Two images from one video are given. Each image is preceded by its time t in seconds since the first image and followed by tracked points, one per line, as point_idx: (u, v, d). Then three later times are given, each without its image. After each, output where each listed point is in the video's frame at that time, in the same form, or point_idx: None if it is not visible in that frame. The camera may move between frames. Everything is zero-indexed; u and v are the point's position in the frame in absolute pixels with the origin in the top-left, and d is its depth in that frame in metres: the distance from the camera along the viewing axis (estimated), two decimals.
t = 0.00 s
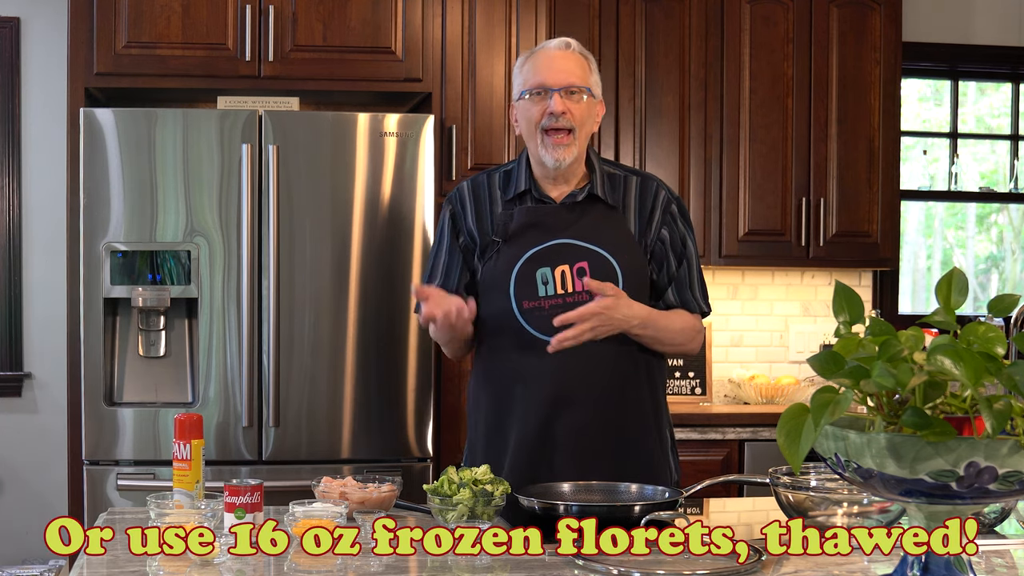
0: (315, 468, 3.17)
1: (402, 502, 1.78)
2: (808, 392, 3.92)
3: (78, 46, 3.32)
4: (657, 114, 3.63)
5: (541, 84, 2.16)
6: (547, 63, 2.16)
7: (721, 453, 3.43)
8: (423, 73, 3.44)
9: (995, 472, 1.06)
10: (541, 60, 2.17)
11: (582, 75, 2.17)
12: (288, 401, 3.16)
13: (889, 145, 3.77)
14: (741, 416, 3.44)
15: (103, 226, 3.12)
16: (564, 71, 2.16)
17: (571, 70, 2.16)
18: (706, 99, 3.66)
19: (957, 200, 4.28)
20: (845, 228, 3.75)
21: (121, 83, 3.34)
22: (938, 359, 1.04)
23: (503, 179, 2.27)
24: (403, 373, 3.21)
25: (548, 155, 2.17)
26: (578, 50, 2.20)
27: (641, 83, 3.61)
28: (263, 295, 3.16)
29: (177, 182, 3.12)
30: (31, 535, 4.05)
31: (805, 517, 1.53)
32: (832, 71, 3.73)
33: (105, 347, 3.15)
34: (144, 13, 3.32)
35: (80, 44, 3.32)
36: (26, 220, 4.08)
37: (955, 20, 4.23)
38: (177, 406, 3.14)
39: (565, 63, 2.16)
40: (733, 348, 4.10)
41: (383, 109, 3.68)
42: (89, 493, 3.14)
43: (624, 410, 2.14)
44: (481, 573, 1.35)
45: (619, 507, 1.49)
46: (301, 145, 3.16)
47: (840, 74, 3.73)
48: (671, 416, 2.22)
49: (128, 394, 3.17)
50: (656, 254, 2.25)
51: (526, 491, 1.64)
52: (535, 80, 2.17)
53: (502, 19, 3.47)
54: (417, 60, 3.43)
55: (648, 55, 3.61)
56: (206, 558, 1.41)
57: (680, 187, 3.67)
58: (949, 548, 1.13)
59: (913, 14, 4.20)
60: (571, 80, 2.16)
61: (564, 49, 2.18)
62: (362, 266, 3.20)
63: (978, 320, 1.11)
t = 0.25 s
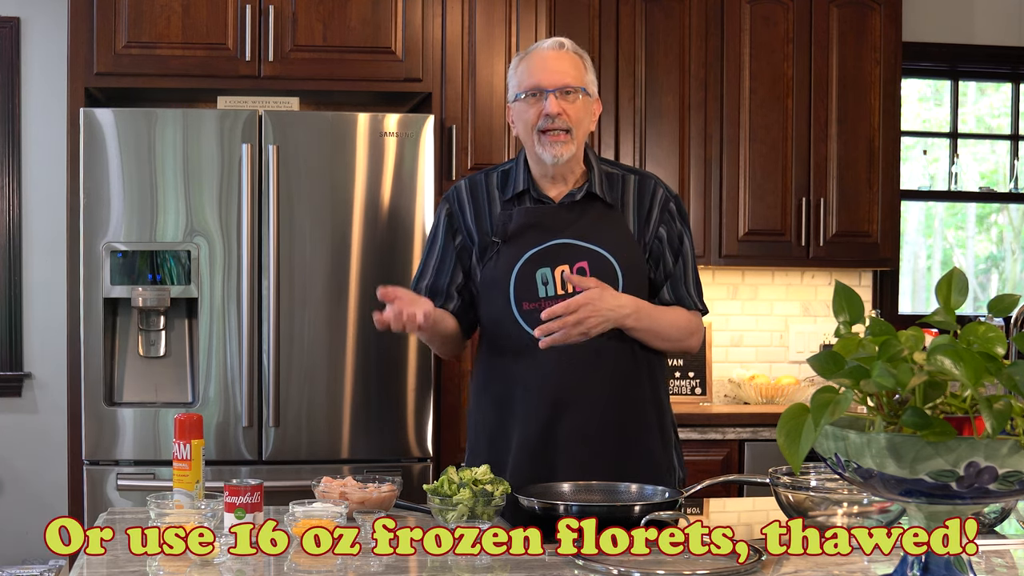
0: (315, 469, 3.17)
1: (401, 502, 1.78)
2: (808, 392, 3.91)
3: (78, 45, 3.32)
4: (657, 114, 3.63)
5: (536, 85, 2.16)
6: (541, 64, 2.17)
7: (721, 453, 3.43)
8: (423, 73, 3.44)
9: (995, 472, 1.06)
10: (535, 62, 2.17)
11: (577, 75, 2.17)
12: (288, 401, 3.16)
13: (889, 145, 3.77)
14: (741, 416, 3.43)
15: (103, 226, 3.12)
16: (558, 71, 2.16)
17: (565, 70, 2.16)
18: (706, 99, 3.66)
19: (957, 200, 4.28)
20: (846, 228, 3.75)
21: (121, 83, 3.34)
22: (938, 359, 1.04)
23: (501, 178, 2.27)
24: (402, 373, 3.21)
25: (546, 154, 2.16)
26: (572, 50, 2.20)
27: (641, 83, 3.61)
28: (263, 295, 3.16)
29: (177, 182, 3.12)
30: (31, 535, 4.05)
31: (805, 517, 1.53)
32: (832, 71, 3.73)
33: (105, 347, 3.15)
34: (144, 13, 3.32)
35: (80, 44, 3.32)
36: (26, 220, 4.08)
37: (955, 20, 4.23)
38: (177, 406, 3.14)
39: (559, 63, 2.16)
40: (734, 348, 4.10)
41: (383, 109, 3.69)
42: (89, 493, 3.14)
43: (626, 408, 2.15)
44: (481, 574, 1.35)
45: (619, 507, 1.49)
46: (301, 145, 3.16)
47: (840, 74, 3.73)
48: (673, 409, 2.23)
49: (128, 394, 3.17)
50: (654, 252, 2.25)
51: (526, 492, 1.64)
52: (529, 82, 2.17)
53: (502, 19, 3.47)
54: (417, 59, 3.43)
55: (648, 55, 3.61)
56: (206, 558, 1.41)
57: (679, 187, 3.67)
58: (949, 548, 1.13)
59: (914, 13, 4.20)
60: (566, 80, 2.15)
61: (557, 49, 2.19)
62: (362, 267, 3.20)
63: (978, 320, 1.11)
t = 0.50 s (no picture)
0: (315, 469, 3.17)
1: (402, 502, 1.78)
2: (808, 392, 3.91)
3: (78, 46, 3.32)
4: (657, 114, 3.63)
5: (538, 84, 2.16)
6: (545, 63, 2.16)
7: (721, 453, 3.43)
8: (423, 73, 3.44)
9: (995, 472, 1.06)
10: (538, 60, 2.16)
11: (580, 74, 2.17)
12: (288, 400, 3.16)
13: (889, 145, 3.77)
14: (741, 416, 3.43)
15: (103, 227, 3.12)
16: (561, 70, 2.16)
17: (569, 69, 2.16)
18: (706, 99, 3.66)
19: (957, 200, 4.28)
20: (846, 228, 3.75)
21: (121, 83, 3.34)
22: (938, 359, 1.04)
23: (500, 177, 2.28)
24: (402, 373, 3.21)
25: (546, 152, 2.16)
26: (575, 49, 2.19)
27: (641, 83, 3.61)
28: (263, 295, 3.16)
29: (177, 182, 3.13)
30: (31, 535, 4.05)
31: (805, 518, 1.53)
32: (832, 71, 3.73)
33: (105, 347, 3.15)
34: (144, 13, 3.32)
35: (80, 44, 3.32)
36: (26, 220, 4.08)
37: (954, 20, 4.23)
38: (177, 406, 3.14)
39: (563, 62, 2.16)
40: (734, 348, 4.10)
41: (383, 109, 3.69)
42: (89, 493, 3.14)
43: (624, 405, 2.15)
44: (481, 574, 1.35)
45: (619, 507, 1.49)
46: (301, 145, 3.16)
47: (840, 74, 3.73)
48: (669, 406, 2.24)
49: (128, 394, 3.17)
50: (652, 253, 2.25)
51: (526, 491, 1.64)
52: (532, 80, 2.16)
53: (502, 19, 3.47)
54: (417, 59, 3.43)
55: (648, 55, 3.61)
56: (206, 559, 1.41)
57: (679, 188, 3.67)
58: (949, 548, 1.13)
59: (914, 13, 4.20)
60: (569, 80, 2.15)
61: (561, 48, 2.18)
62: (362, 267, 3.20)
63: (978, 320, 1.11)
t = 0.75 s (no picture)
0: (315, 469, 3.17)
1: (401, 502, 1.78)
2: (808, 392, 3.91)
3: (78, 46, 3.32)
4: (657, 114, 3.63)
5: (536, 82, 2.16)
6: (543, 62, 2.16)
7: (721, 453, 3.43)
8: (423, 73, 3.44)
9: (995, 472, 1.06)
10: (537, 59, 2.17)
11: (578, 73, 2.17)
12: (288, 400, 3.16)
13: (889, 145, 3.77)
14: (741, 416, 3.43)
15: (103, 227, 3.12)
16: (560, 69, 2.16)
17: (567, 68, 2.16)
18: (706, 99, 3.66)
19: (957, 200, 4.28)
20: (846, 228, 3.75)
21: (121, 84, 3.34)
22: (938, 359, 1.03)
23: (498, 176, 2.28)
24: (402, 373, 3.21)
25: (543, 149, 2.15)
26: (574, 48, 2.19)
27: (641, 84, 3.61)
28: (263, 295, 3.16)
29: (177, 182, 3.12)
30: (31, 535, 4.05)
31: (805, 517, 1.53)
32: (832, 72, 3.73)
33: (105, 347, 3.15)
34: (144, 13, 3.32)
35: (80, 44, 3.32)
36: (26, 220, 4.08)
37: (954, 20, 4.23)
38: (177, 406, 3.14)
39: (561, 61, 2.16)
40: (734, 348, 4.10)
41: (383, 109, 3.69)
42: (89, 493, 3.13)
43: (620, 407, 2.15)
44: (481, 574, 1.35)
45: (619, 507, 1.49)
46: (301, 145, 3.16)
47: (840, 74, 3.73)
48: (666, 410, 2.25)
49: (128, 394, 3.17)
50: (649, 253, 2.25)
51: (525, 491, 1.65)
52: (530, 78, 2.16)
53: (502, 19, 3.47)
54: (417, 59, 3.43)
55: (648, 55, 3.61)
56: (206, 559, 1.41)
57: (680, 188, 3.67)
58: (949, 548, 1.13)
59: (913, 14, 4.20)
60: (567, 79, 2.15)
61: (560, 47, 2.18)
62: (362, 267, 3.20)
63: (978, 320, 1.11)
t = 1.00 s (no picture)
0: (315, 469, 3.17)
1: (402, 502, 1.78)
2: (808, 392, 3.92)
3: (78, 45, 3.32)
4: (657, 114, 3.63)
5: (534, 82, 2.16)
6: (541, 62, 2.16)
7: (721, 453, 3.43)
8: (423, 73, 3.44)
9: (995, 472, 1.06)
10: (535, 59, 2.16)
11: (576, 73, 2.17)
12: (288, 400, 3.16)
13: (889, 145, 3.77)
14: (741, 416, 3.43)
15: (103, 227, 3.12)
16: (558, 69, 2.16)
17: (565, 69, 2.16)
18: (706, 99, 3.66)
19: (957, 200, 4.28)
20: (846, 228, 3.75)
21: (121, 84, 3.34)
22: (938, 359, 1.03)
23: (495, 176, 2.28)
24: (402, 373, 3.21)
25: (540, 149, 2.15)
26: (573, 48, 2.19)
27: (641, 83, 3.61)
28: (263, 294, 3.16)
29: (177, 182, 3.12)
30: (31, 535, 4.05)
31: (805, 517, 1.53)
32: (832, 72, 3.73)
33: (105, 347, 3.15)
34: (144, 13, 3.32)
35: (80, 44, 3.32)
36: (26, 220, 4.08)
37: (954, 20, 4.23)
38: (177, 406, 3.14)
39: (560, 61, 2.16)
40: (733, 348, 4.10)
41: (383, 110, 3.69)
42: (89, 492, 3.13)
43: (618, 408, 2.14)
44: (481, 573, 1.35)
45: (619, 507, 1.49)
46: (301, 145, 3.16)
47: (840, 74, 3.73)
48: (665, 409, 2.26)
49: (128, 394, 3.17)
50: (646, 253, 2.25)
51: (525, 491, 1.65)
52: (528, 78, 2.16)
53: (502, 19, 3.47)
54: (417, 59, 3.43)
55: (648, 55, 3.61)
56: (206, 558, 1.41)
57: (680, 188, 3.67)
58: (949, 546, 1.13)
59: (913, 14, 4.20)
60: (565, 79, 2.15)
61: (558, 47, 2.18)
62: (361, 268, 3.20)
63: (978, 320, 1.11)
